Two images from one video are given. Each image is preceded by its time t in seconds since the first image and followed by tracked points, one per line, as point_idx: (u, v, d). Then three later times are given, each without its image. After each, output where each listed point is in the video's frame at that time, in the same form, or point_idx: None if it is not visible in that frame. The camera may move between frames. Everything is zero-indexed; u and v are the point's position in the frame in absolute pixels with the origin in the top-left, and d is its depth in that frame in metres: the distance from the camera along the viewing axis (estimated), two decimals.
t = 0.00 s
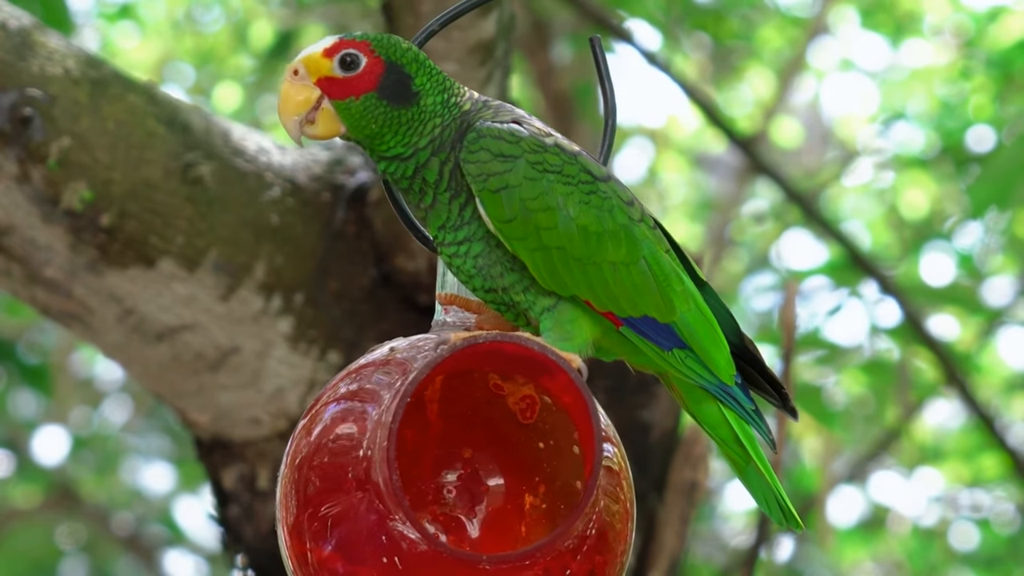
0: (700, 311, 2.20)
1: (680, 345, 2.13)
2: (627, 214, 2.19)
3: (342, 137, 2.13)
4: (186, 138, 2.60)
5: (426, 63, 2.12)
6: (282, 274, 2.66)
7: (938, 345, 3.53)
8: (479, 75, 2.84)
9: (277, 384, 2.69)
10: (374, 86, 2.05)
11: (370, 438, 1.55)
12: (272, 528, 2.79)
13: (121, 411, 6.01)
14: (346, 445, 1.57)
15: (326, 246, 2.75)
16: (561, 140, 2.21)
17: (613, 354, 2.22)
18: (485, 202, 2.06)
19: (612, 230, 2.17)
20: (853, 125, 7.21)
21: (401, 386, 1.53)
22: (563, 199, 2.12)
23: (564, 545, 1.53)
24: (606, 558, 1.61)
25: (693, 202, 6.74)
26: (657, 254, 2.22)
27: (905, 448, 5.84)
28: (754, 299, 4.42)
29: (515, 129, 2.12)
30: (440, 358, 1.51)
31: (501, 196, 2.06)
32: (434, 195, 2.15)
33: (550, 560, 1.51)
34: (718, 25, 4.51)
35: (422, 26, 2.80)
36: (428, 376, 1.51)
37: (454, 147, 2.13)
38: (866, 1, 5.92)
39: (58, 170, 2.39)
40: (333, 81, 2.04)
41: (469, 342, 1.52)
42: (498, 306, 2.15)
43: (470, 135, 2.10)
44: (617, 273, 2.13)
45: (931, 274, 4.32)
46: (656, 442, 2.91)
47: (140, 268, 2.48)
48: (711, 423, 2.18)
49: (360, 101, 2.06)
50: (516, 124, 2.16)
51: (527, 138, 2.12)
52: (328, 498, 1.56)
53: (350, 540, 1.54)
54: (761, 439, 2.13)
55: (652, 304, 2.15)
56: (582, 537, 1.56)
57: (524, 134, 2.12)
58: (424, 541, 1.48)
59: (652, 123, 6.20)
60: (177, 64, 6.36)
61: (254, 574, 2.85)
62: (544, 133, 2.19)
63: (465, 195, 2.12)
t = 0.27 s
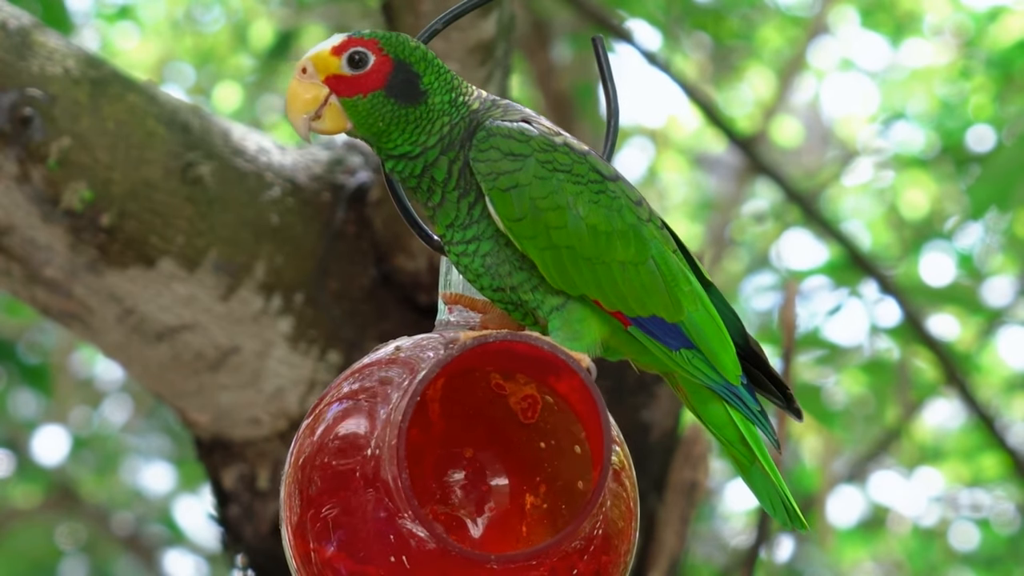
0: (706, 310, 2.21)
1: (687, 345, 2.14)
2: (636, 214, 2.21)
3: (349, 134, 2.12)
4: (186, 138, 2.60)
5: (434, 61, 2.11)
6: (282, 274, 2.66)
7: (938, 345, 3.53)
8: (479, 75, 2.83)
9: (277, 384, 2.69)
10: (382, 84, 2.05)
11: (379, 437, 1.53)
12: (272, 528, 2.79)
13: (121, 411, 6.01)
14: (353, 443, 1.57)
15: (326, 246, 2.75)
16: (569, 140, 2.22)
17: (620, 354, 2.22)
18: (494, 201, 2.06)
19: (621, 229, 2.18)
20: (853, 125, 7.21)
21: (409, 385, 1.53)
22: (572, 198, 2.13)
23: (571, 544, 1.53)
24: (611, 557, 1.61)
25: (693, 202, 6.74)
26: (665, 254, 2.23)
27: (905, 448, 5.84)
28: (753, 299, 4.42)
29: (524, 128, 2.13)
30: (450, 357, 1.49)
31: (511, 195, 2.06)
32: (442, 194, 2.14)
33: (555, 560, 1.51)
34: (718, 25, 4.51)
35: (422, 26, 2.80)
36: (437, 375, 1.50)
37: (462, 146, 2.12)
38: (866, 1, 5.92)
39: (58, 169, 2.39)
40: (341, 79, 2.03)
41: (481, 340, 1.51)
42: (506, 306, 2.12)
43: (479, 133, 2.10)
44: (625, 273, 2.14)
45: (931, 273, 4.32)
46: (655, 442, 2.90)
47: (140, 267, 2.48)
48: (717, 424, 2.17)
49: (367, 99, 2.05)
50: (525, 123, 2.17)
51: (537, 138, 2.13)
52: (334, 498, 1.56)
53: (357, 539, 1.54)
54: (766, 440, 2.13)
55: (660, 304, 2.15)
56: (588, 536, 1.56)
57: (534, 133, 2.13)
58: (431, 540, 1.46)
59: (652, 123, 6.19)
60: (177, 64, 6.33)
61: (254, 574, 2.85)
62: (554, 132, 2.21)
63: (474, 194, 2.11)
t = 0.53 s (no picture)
0: (708, 315, 2.22)
1: (690, 349, 2.14)
2: (640, 218, 2.22)
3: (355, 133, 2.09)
4: (186, 138, 2.60)
5: (440, 62, 2.10)
6: (282, 274, 2.66)
7: (938, 345, 3.53)
8: (479, 75, 2.83)
9: (277, 384, 2.69)
10: (388, 84, 2.03)
11: (383, 438, 1.53)
12: (272, 528, 2.78)
13: (121, 411, 6.01)
14: (356, 444, 1.57)
15: (326, 246, 2.75)
16: (574, 143, 2.23)
17: (623, 357, 2.22)
18: (500, 203, 2.06)
19: (626, 233, 2.19)
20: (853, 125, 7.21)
21: (414, 387, 1.53)
22: (578, 201, 2.13)
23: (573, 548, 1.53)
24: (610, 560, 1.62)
25: (693, 202, 6.73)
26: (668, 258, 2.24)
27: (904, 448, 5.84)
28: (753, 299, 4.42)
29: (531, 130, 2.13)
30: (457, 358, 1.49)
31: (517, 198, 2.06)
32: (448, 195, 2.14)
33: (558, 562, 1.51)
34: (718, 25, 4.51)
35: (422, 26, 2.80)
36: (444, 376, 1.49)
37: (468, 147, 2.12)
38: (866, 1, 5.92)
39: (58, 169, 2.39)
40: (347, 78, 2.01)
41: (487, 342, 1.52)
42: (509, 308, 2.12)
43: (485, 136, 2.10)
44: (630, 277, 2.15)
45: (932, 273, 4.32)
46: (655, 443, 2.91)
47: (140, 267, 2.48)
48: (718, 427, 2.17)
49: (373, 99, 2.03)
50: (531, 125, 2.17)
51: (543, 141, 2.13)
52: (337, 498, 1.56)
53: (359, 540, 1.53)
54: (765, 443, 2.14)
55: (664, 308, 2.15)
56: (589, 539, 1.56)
57: (540, 136, 2.14)
58: (435, 542, 1.45)
59: (652, 123, 6.19)
60: (177, 64, 6.33)
61: (254, 574, 2.85)
62: (559, 135, 2.21)
63: (479, 196, 2.11)
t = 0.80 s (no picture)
0: (707, 318, 2.22)
1: (688, 353, 2.14)
2: (641, 222, 2.22)
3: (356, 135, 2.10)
4: (186, 138, 2.60)
5: (442, 63, 2.10)
6: (282, 274, 2.66)
7: (938, 345, 3.53)
8: (479, 75, 2.83)
9: (277, 384, 2.69)
10: (389, 85, 2.03)
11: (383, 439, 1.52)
12: (272, 528, 2.78)
13: (121, 411, 6.01)
14: (355, 444, 1.57)
15: (326, 246, 2.75)
16: (575, 146, 2.23)
17: (621, 360, 2.22)
18: (500, 206, 2.06)
19: (626, 236, 2.19)
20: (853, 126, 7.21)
21: (413, 388, 1.52)
22: (579, 204, 2.13)
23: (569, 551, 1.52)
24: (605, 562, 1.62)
25: (693, 202, 6.73)
26: (668, 262, 2.24)
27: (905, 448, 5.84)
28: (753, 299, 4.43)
29: (532, 133, 2.13)
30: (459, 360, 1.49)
31: (517, 201, 2.06)
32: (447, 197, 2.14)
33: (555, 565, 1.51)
34: (718, 25, 4.51)
35: (422, 27, 2.80)
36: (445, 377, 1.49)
37: (469, 150, 2.12)
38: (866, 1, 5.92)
39: (58, 169, 2.39)
40: (348, 79, 2.01)
41: (485, 346, 1.54)
42: (506, 310, 2.12)
43: (487, 138, 2.10)
44: (630, 280, 2.15)
45: (932, 273, 4.32)
46: (655, 442, 2.92)
47: (140, 267, 2.48)
48: (715, 432, 2.17)
49: (374, 100, 2.03)
50: (533, 128, 2.17)
51: (544, 144, 2.13)
52: (334, 499, 1.55)
53: (356, 541, 1.53)
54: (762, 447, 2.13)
55: (663, 312, 2.15)
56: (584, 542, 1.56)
57: (541, 139, 2.14)
58: (433, 543, 1.45)
59: (652, 124, 6.19)
60: (177, 64, 6.34)
61: (254, 574, 2.85)
62: (560, 138, 2.21)
63: (479, 199, 2.11)
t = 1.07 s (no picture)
0: (707, 319, 2.22)
1: (688, 353, 2.14)
2: (642, 222, 2.23)
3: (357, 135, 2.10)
4: (186, 138, 2.60)
5: (443, 62, 2.10)
6: (282, 274, 2.66)
7: (938, 345, 3.53)
8: (479, 75, 2.83)
9: (277, 384, 2.69)
10: (390, 84, 2.03)
11: (383, 438, 1.52)
12: (272, 528, 2.78)
13: (121, 411, 6.01)
14: (354, 443, 1.57)
15: (326, 246, 2.75)
16: (577, 146, 2.23)
17: (621, 359, 2.22)
18: (502, 205, 2.06)
19: (628, 236, 2.19)
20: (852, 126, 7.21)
21: (414, 387, 1.52)
22: (581, 204, 2.13)
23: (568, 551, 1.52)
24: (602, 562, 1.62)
25: (693, 202, 6.73)
26: (668, 262, 2.24)
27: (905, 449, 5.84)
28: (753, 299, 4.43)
29: (534, 133, 2.13)
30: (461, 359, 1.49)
31: (519, 200, 2.06)
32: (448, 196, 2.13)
33: (554, 565, 1.51)
34: (718, 25, 4.51)
35: (422, 27, 2.80)
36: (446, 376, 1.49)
37: (470, 148, 2.12)
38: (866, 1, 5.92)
39: (58, 169, 2.39)
40: (349, 77, 2.02)
41: (489, 344, 1.52)
42: (505, 309, 2.11)
43: (489, 137, 2.10)
44: (631, 280, 2.15)
45: (932, 273, 4.32)
46: (656, 442, 2.93)
47: (140, 267, 2.48)
48: (714, 432, 2.16)
49: (375, 99, 2.03)
50: (534, 127, 2.17)
51: (546, 143, 2.13)
52: (333, 497, 1.55)
53: (355, 540, 1.53)
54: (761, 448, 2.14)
55: (664, 312, 2.15)
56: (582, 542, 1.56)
57: (543, 138, 2.14)
58: (435, 543, 1.45)
59: (652, 124, 6.19)
60: (177, 64, 6.31)
61: (254, 574, 2.85)
62: (562, 137, 2.21)
63: (480, 197, 2.11)
